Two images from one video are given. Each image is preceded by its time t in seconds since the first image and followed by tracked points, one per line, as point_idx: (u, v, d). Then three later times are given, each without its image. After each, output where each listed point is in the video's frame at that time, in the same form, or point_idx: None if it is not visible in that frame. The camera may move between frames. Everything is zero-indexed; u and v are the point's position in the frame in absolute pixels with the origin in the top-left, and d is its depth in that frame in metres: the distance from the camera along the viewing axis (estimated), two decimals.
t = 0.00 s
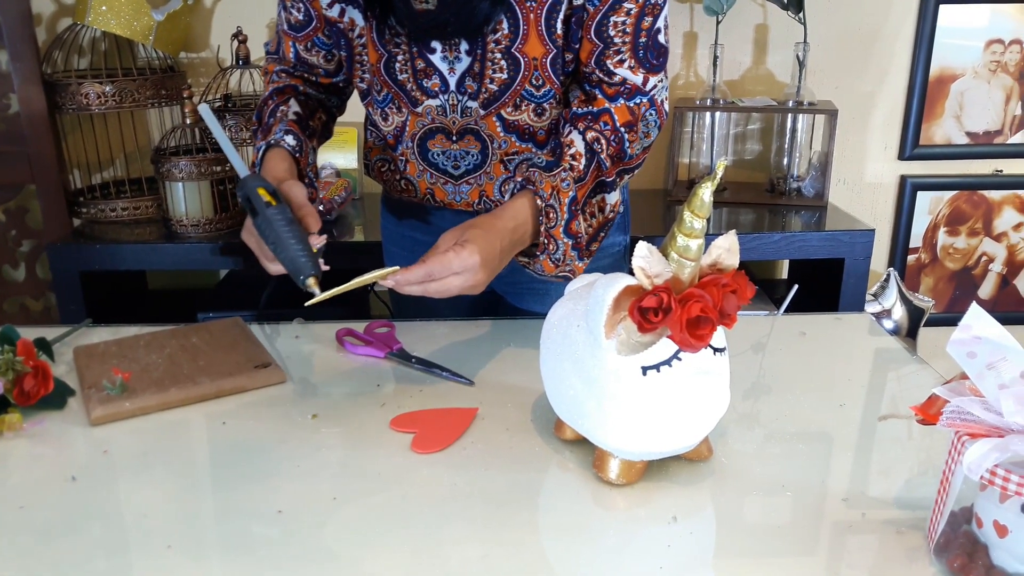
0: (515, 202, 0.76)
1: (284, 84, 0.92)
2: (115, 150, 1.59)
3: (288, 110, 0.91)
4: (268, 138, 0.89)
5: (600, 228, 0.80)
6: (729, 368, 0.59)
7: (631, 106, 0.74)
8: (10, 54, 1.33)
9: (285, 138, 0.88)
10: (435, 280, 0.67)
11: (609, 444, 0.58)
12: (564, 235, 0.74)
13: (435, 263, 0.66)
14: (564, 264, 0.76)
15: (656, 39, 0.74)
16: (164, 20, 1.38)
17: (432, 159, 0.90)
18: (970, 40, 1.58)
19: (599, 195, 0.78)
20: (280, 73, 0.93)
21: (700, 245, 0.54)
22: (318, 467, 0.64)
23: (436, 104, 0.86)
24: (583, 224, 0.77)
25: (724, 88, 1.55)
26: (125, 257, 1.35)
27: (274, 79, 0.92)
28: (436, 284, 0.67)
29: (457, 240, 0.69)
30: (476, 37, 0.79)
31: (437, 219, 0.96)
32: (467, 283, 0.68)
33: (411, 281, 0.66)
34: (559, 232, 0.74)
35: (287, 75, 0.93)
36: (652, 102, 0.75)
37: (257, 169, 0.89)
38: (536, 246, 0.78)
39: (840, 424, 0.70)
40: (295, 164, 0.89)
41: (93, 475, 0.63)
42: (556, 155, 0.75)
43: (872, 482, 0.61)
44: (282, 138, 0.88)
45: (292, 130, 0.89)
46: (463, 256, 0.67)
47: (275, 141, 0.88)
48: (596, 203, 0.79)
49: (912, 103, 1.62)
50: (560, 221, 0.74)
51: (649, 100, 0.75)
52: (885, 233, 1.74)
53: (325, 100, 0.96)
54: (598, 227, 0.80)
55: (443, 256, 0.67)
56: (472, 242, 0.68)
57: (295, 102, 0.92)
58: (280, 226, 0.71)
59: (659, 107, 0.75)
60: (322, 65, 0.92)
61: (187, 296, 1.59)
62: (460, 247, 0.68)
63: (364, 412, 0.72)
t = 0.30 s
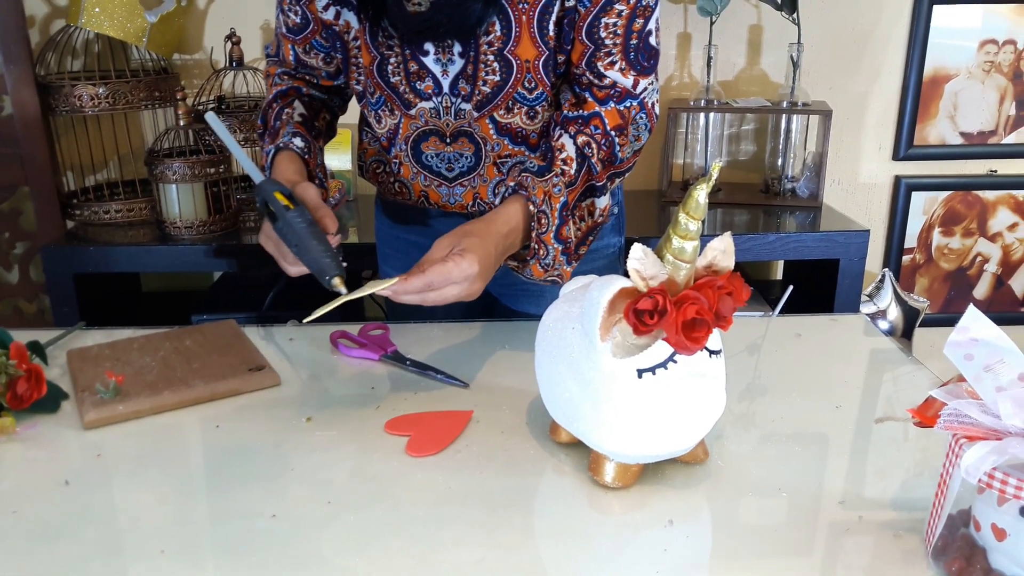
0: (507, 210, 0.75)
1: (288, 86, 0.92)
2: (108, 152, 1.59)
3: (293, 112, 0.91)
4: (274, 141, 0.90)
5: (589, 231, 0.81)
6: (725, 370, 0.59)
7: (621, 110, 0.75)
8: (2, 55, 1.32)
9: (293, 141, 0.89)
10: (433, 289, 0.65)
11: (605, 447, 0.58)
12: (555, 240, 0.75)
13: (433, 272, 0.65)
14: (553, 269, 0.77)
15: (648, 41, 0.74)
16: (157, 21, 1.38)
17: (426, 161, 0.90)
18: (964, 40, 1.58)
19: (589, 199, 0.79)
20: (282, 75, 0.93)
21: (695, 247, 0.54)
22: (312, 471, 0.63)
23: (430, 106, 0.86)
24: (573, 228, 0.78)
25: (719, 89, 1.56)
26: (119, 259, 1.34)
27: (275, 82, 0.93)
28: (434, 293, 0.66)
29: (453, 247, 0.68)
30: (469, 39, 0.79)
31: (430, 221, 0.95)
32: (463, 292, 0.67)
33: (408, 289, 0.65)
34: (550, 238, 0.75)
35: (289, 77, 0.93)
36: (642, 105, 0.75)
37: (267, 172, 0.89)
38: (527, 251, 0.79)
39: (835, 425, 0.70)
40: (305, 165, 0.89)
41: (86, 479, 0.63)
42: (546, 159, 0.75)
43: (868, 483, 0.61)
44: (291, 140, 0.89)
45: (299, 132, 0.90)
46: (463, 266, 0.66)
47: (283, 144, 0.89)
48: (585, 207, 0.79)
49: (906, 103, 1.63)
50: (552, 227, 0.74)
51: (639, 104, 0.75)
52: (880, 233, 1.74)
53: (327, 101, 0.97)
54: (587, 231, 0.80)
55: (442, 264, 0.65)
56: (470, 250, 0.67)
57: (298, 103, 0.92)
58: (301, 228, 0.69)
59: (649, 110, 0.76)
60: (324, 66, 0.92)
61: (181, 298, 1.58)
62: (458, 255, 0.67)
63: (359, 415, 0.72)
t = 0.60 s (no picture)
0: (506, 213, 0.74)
1: (290, 88, 0.93)
2: (106, 154, 1.59)
3: (296, 114, 0.92)
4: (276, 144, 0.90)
5: (583, 237, 0.81)
6: (723, 376, 0.59)
7: (617, 114, 0.74)
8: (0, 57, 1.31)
9: (295, 143, 0.89)
10: (433, 299, 0.65)
11: (603, 454, 0.58)
12: (550, 246, 0.75)
13: (435, 282, 0.64)
14: (546, 274, 0.76)
15: (644, 45, 0.74)
16: (155, 23, 1.38)
17: (422, 164, 0.89)
18: (963, 44, 1.58)
19: (584, 205, 0.79)
20: (285, 78, 0.93)
21: (693, 252, 0.54)
22: (308, 476, 0.63)
23: (426, 109, 0.86)
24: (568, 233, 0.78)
25: (717, 93, 1.55)
26: (116, 261, 1.34)
27: (280, 86, 0.93)
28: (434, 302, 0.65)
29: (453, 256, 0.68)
30: (465, 40, 0.79)
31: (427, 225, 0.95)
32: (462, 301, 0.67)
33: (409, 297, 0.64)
34: (546, 244, 0.74)
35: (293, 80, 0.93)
36: (639, 110, 0.75)
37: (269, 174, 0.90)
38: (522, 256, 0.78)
39: (834, 431, 0.69)
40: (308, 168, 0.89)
41: (81, 482, 0.62)
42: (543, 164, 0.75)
43: (866, 489, 0.61)
44: (293, 143, 0.89)
45: (301, 134, 0.90)
46: (464, 277, 0.65)
47: (285, 146, 0.89)
48: (580, 212, 0.79)
49: (906, 108, 1.62)
50: (548, 233, 0.74)
51: (636, 108, 0.75)
52: (879, 237, 1.74)
53: (331, 103, 0.97)
54: (581, 236, 0.80)
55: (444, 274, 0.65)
56: (471, 260, 0.67)
57: (301, 105, 0.92)
58: (309, 241, 0.70)
59: (646, 115, 0.75)
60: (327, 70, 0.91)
61: (178, 300, 1.58)
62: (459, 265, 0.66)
63: (355, 419, 0.72)
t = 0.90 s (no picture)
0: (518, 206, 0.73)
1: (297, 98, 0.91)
2: (112, 154, 1.59)
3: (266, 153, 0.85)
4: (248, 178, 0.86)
5: (598, 233, 0.79)
6: (727, 384, 0.58)
7: (631, 110, 0.73)
8: (7, 56, 1.32)
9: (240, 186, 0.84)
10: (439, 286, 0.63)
11: (605, 460, 0.57)
12: (564, 238, 0.74)
13: (441, 267, 0.62)
14: (559, 267, 0.76)
15: (654, 44, 0.73)
16: (162, 24, 1.38)
17: (428, 168, 0.89)
18: (971, 51, 1.57)
19: (598, 200, 0.78)
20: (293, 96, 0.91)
21: (698, 259, 0.53)
22: (310, 479, 0.63)
23: (430, 113, 0.86)
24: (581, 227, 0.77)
25: (724, 98, 1.54)
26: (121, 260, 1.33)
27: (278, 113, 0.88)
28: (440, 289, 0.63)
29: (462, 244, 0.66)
30: (468, 45, 0.79)
31: (430, 228, 0.94)
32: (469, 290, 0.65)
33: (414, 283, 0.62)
34: (559, 236, 0.74)
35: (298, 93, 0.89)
36: (652, 107, 0.74)
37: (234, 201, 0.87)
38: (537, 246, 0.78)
39: (838, 439, 0.69)
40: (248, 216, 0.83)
41: (82, 483, 0.62)
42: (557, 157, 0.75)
43: (870, 498, 0.60)
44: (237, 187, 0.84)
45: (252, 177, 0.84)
46: (471, 263, 0.64)
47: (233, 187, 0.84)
48: (594, 207, 0.78)
49: (913, 114, 1.62)
50: (562, 225, 0.73)
51: (649, 104, 0.74)
52: (885, 244, 1.73)
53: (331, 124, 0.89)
54: (595, 232, 0.79)
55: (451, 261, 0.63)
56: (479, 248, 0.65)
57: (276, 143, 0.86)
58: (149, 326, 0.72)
59: (659, 111, 0.74)
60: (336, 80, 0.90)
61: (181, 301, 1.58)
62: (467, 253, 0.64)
63: (357, 422, 0.71)
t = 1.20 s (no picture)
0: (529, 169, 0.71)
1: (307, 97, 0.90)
2: (119, 144, 1.59)
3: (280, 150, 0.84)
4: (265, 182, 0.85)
5: (603, 207, 0.76)
6: (734, 376, 0.58)
7: (640, 84, 0.72)
8: (15, 46, 1.32)
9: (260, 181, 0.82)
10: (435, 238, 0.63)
11: (610, 451, 0.57)
12: (570, 206, 0.71)
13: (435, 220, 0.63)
14: (565, 236, 0.72)
15: (661, 23, 0.72)
16: (168, 14, 1.37)
17: (435, 157, 0.89)
18: (983, 45, 1.56)
19: (606, 172, 0.75)
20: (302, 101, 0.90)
21: (707, 250, 0.53)
22: (315, 468, 0.63)
23: (437, 102, 0.86)
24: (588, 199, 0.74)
25: (734, 90, 1.53)
26: (128, 250, 1.34)
27: (291, 112, 0.89)
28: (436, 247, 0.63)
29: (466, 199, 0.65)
30: (473, 29, 0.79)
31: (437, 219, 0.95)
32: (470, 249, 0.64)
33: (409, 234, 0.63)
34: (567, 203, 0.70)
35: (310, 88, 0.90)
36: (661, 82, 0.72)
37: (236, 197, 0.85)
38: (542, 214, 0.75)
39: (845, 432, 0.68)
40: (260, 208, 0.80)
41: (88, 470, 0.62)
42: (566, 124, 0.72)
43: (876, 491, 0.60)
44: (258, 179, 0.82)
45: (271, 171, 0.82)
46: (469, 221, 0.63)
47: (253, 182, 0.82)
48: (601, 180, 0.75)
49: (924, 108, 1.61)
50: (569, 191, 0.70)
51: (658, 80, 0.72)
52: (894, 239, 1.72)
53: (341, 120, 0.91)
54: (601, 207, 0.76)
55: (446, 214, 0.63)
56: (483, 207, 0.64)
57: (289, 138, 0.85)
58: (129, 352, 0.75)
59: (668, 87, 0.73)
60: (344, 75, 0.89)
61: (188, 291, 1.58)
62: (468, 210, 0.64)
63: (362, 412, 0.71)
